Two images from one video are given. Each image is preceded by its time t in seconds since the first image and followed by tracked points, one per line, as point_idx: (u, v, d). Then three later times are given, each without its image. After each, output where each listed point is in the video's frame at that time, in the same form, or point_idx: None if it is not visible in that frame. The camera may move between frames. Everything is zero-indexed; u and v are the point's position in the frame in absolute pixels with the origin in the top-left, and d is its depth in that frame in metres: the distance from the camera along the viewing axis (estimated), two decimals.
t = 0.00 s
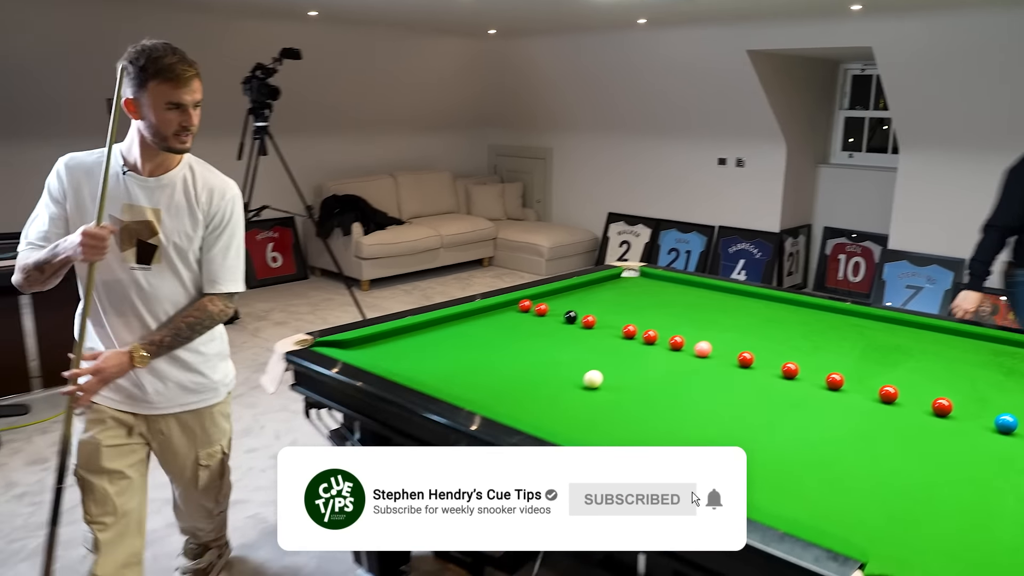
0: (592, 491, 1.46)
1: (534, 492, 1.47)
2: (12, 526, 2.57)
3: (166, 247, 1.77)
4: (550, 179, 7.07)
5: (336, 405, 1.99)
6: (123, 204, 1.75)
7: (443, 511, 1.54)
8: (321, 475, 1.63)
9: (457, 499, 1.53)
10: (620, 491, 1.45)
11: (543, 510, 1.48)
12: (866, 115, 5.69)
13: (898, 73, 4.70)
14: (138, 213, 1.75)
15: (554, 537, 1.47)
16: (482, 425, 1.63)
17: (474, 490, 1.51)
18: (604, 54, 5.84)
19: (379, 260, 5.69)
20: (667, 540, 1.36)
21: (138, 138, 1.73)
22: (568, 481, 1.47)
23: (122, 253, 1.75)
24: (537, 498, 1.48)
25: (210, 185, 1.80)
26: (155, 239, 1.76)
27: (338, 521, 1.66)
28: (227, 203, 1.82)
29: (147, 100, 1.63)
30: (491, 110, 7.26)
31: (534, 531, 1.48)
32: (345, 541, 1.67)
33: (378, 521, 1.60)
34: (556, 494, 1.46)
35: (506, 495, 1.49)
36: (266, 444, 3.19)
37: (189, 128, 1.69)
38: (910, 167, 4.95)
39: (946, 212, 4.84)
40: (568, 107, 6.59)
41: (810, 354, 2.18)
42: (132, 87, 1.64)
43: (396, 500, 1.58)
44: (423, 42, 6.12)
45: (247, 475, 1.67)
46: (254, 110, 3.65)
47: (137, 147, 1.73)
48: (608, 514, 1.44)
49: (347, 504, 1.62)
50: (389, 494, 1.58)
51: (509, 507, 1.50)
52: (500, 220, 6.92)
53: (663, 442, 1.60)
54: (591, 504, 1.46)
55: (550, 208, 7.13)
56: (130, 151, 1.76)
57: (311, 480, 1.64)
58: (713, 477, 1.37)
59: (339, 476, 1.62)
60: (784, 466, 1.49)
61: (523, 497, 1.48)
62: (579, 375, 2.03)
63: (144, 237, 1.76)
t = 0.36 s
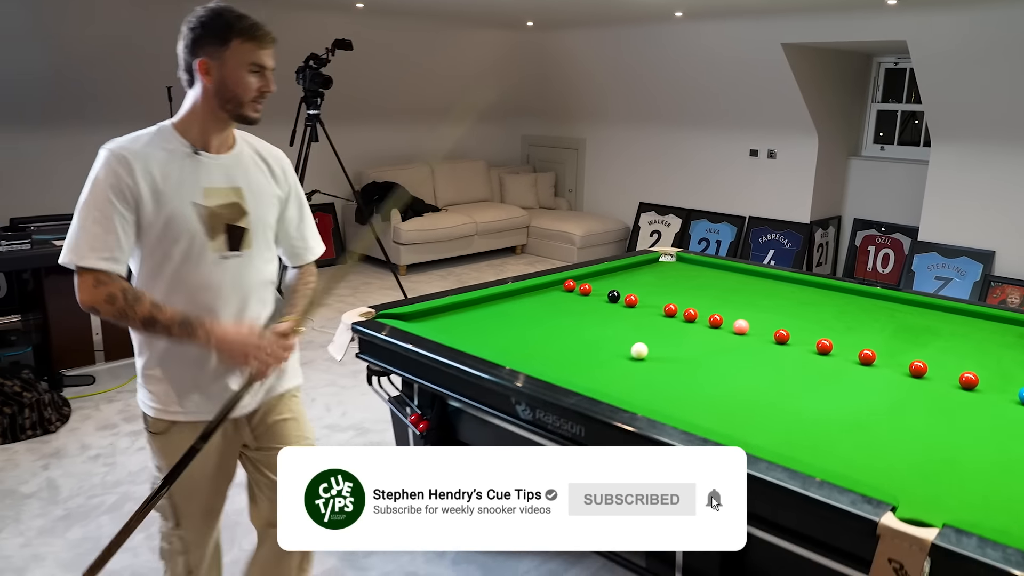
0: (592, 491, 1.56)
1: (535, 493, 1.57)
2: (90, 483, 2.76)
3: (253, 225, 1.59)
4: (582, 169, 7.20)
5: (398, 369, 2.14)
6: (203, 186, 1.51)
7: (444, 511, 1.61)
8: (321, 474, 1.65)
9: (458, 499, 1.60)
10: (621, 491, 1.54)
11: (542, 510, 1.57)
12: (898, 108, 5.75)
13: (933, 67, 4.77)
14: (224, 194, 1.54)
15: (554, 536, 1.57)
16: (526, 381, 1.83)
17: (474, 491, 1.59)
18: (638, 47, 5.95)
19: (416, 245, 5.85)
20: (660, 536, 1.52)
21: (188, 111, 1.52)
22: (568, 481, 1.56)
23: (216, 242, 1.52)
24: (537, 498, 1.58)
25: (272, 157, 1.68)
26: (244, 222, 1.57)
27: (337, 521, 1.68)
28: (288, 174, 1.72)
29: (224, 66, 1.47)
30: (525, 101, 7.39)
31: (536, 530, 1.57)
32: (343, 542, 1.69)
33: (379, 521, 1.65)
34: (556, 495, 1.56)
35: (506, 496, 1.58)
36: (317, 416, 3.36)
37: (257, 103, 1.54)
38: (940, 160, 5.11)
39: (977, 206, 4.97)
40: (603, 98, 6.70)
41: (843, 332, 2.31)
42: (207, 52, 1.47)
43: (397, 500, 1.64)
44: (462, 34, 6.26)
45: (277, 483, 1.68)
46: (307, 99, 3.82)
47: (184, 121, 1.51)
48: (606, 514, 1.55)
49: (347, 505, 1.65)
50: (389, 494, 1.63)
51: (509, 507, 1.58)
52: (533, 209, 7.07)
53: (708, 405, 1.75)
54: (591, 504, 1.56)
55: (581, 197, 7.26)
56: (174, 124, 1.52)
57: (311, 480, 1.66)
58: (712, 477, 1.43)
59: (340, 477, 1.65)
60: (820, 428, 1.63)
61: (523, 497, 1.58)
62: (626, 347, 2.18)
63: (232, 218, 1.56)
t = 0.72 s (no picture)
0: (591, 491, 1.39)
1: (534, 492, 1.38)
2: (92, 478, 2.84)
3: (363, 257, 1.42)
4: (546, 161, 7.36)
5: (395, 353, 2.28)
6: (322, 215, 1.33)
7: (443, 512, 1.38)
8: (321, 474, 1.31)
9: (457, 498, 1.38)
10: (620, 491, 1.38)
11: (542, 511, 1.39)
12: (847, 94, 6.03)
13: (879, 54, 5.02)
14: (338, 222, 1.36)
15: (555, 539, 1.39)
16: (510, 354, 1.99)
17: (474, 490, 1.38)
18: (597, 41, 6.13)
19: (388, 240, 5.94)
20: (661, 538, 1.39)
21: (296, 129, 1.34)
22: (568, 480, 1.38)
23: (327, 284, 1.33)
24: (537, 498, 1.39)
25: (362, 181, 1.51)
26: (360, 253, 1.39)
27: (337, 522, 1.38)
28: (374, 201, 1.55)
29: (338, 76, 1.30)
30: (488, 96, 7.53)
31: (535, 532, 1.39)
32: (341, 544, 1.40)
33: (379, 523, 1.38)
34: (556, 494, 1.38)
35: (505, 495, 1.38)
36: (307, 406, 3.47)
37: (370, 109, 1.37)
38: (890, 142, 5.38)
39: (924, 185, 5.25)
40: (564, 91, 6.87)
41: (804, 303, 2.50)
42: (319, 62, 1.29)
43: (397, 499, 1.38)
44: (427, 32, 6.39)
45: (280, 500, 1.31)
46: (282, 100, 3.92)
47: (298, 141, 1.34)
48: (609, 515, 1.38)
49: (347, 506, 1.37)
50: (388, 495, 1.37)
51: (509, 507, 1.38)
52: (499, 201, 7.21)
53: (689, 371, 1.91)
54: (591, 504, 1.39)
55: (546, 189, 7.43)
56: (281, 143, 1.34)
57: (310, 480, 1.30)
58: (712, 477, 1.37)
59: (339, 476, 1.34)
60: (789, 387, 1.81)
61: (523, 497, 1.39)
62: (607, 324, 2.34)
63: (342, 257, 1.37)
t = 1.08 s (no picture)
0: (591, 491, 1.36)
1: (535, 492, 1.35)
2: (12, 487, 2.80)
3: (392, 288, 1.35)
4: (464, 163, 7.47)
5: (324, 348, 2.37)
6: (379, 245, 1.24)
7: (443, 512, 1.30)
8: (320, 473, 1.18)
9: (457, 498, 1.31)
10: (620, 491, 1.37)
11: (543, 511, 1.36)
12: (748, 98, 6.36)
13: (775, 61, 5.34)
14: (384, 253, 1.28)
15: (550, 537, 1.37)
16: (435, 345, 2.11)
17: (475, 489, 1.32)
18: (511, 45, 6.29)
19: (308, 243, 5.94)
20: (662, 534, 1.41)
21: (335, 152, 1.22)
22: (568, 480, 1.35)
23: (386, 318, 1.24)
24: (537, 497, 1.36)
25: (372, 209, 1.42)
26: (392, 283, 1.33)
27: (336, 523, 1.25)
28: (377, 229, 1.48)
29: (390, 98, 1.22)
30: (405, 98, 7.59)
31: (531, 530, 1.37)
32: (341, 549, 1.24)
33: (378, 525, 1.26)
34: (556, 494, 1.35)
35: (506, 495, 1.34)
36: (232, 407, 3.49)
37: (411, 135, 1.30)
38: (788, 143, 5.71)
39: (819, 184, 5.63)
40: (480, 94, 7.00)
41: (706, 293, 2.71)
42: (372, 82, 1.20)
43: (397, 499, 1.26)
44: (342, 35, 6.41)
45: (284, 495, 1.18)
46: (198, 102, 3.91)
47: (349, 167, 1.23)
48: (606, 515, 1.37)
49: (346, 506, 1.24)
50: (389, 494, 1.25)
51: (509, 507, 1.35)
52: (418, 203, 7.28)
53: (603, 358, 2.07)
54: (590, 504, 1.37)
55: (464, 190, 7.54)
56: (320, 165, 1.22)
57: (309, 480, 1.18)
58: (712, 477, 1.39)
59: (340, 477, 1.20)
60: (695, 370, 1.99)
61: (523, 497, 1.35)
62: (526, 316, 2.48)
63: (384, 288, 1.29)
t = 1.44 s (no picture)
0: (592, 491, 1.35)
1: (534, 492, 1.34)
2: None
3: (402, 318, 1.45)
4: (369, 169, 7.47)
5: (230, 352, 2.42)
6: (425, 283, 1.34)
7: (443, 512, 1.30)
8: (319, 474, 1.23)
9: (457, 498, 1.31)
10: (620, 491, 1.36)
11: (543, 511, 1.35)
12: (643, 104, 6.63)
13: (666, 69, 5.59)
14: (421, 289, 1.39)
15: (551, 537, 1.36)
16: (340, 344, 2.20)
17: (474, 489, 1.31)
18: (412, 53, 6.38)
19: (211, 252, 5.85)
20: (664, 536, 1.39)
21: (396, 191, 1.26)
22: (568, 480, 1.34)
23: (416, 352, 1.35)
24: (537, 497, 1.35)
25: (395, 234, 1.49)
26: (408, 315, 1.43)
27: (336, 522, 1.31)
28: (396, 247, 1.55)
29: (458, 152, 1.30)
30: (306, 104, 7.52)
31: (533, 531, 1.36)
32: (341, 549, 1.32)
33: (379, 524, 1.30)
34: (556, 494, 1.34)
35: (506, 495, 1.33)
36: (135, 420, 3.44)
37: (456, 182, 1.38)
38: (681, 146, 5.99)
39: (711, 184, 5.94)
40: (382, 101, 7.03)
41: (599, 288, 2.87)
42: (451, 135, 1.26)
43: (397, 499, 1.29)
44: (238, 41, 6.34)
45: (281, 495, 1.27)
46: (91, 111, 3.83)
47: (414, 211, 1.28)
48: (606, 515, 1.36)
49: (346, 506, 1.28)
50: (388, 494, 1.28)
51: (509, 507, 1.34)
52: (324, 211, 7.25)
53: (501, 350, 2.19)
54: (591, 504, 1.36)
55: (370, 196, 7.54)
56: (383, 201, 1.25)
57: (308, 480, 1.24)
58: (712, 477, 1.37)
59: (339, 476, 1.23)
60: (583, 358, 2.13)
61: (523, 497, 1.34)
62: (428, 314, 2.58)
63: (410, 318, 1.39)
